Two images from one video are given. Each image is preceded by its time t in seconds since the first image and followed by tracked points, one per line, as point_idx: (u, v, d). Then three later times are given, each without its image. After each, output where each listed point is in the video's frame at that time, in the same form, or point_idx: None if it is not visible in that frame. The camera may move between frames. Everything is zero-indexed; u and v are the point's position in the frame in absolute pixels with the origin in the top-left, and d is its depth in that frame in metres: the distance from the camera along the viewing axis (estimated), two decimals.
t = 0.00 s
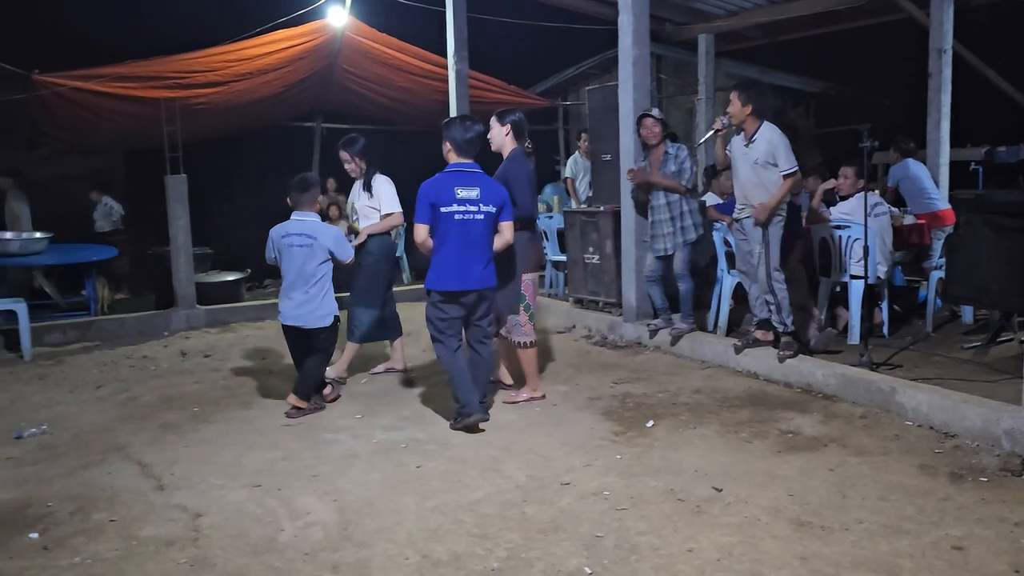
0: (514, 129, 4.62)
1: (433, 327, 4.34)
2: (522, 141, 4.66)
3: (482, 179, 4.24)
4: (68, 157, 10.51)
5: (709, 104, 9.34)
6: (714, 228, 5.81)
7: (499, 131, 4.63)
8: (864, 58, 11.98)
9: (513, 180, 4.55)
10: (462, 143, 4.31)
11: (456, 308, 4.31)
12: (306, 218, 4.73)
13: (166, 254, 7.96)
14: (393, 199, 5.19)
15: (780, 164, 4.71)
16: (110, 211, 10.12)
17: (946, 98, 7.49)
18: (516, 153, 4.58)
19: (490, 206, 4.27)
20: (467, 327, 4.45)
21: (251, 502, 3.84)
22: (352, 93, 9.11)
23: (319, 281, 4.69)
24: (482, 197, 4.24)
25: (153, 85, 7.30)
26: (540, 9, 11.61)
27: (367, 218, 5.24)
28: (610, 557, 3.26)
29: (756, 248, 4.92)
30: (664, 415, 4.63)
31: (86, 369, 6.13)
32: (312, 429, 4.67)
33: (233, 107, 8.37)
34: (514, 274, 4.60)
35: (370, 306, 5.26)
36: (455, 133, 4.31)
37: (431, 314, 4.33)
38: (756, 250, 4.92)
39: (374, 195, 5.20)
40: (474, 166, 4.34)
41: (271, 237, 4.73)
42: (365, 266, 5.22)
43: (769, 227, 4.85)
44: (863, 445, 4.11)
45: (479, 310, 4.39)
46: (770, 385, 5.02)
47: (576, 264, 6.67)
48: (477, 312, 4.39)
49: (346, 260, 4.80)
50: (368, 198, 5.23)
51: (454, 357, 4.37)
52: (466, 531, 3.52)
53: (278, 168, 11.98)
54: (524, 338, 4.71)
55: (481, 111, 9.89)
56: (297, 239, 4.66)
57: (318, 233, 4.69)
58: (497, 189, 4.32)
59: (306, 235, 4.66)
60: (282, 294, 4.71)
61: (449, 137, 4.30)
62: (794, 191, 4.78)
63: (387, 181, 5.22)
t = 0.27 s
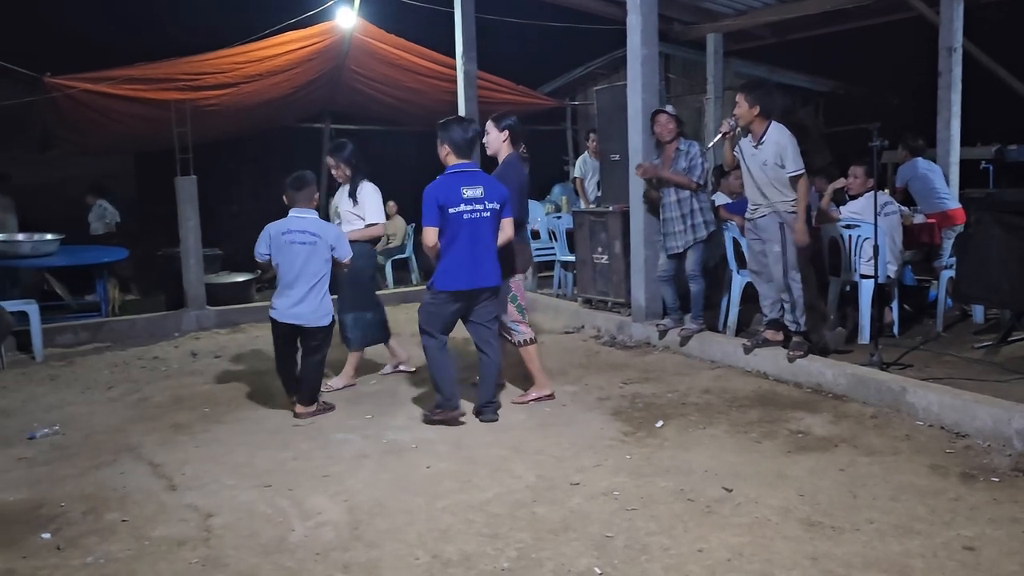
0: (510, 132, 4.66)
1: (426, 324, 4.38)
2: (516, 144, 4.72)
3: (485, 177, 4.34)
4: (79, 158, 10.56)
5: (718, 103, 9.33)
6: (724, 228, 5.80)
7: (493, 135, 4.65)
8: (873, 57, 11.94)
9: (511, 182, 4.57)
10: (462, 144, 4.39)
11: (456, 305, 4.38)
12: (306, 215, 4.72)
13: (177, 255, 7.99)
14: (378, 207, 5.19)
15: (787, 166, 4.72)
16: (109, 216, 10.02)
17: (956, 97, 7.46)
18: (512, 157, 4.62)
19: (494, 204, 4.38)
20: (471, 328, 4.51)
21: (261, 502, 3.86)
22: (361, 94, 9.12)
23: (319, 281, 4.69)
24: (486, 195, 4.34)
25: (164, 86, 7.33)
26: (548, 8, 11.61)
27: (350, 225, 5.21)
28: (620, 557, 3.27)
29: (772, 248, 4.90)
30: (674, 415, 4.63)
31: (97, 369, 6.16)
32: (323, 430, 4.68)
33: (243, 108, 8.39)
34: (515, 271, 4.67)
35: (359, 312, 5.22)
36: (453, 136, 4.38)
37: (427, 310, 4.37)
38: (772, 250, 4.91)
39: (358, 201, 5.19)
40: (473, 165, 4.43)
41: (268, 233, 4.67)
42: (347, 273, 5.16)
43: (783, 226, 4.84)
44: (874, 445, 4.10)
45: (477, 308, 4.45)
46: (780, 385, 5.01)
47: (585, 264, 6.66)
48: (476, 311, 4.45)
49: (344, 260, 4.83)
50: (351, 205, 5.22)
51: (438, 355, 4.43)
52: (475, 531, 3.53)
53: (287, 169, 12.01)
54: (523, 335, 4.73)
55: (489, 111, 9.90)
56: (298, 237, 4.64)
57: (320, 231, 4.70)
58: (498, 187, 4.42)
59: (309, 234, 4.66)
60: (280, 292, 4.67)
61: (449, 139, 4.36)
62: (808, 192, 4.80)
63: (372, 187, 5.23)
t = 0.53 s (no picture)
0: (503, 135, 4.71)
1: (423, 330, 4.42)
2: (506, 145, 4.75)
3: (467, 179, 4.37)
4: (89, 162, 10.61)
5: (726, 104, 9.32)
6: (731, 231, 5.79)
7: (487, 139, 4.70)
8: (882, 57, 11.90)
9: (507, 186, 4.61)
10: (443, 148, 4.40)
11: (451, 309, 4.39)
12: (299, 216, 4.74)
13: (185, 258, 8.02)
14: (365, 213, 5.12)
15: (801, 161, 4.73)
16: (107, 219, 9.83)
17: (965, 98, 7.43)
18: (508, 159, 4.67)
19: (480, 204, 4.40)
20: (466, 330, 4.53)
21: (269, 504, 3.87)
22: (368, 97, 9.14)
23: (318, 280, 4.70)
24: (471, 196, 4.37)
25: (173, 90, 7.37)
26: (555, 10, 11.62)
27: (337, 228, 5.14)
28: (627, 559, 3.26)
29: (783, 251, 4.86)
30: (681, 417, 4.62)
31: (107, 372, 6.18)
32: (330, 432, 4.69)
33: (251, 111, 8.42)
34: (505, 272, 4.70)
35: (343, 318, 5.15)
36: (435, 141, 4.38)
37: (422, 316, 4.40)
38: (782, 253, 4.88)
39: (347, 203, 5.11)
40: (456, 169, 4.45)
41: (262, 236, 4.62)
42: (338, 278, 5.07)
43: (793, 228, 4.82)
44: (882, 447, 4.09)
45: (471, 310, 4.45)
46: (788, 386, 4.99)
47: (593, 266, 6.65)
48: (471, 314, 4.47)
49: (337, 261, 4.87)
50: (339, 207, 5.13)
51: (436, 364, 4.44)
52: (482, 533, 3.53)
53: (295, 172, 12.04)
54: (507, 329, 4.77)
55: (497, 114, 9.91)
56: (296, 237, 4.64)
57: (316, 231, 4.74)
58: (482, 187, 4.46)
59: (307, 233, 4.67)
60: (281, 294, 4.62)
61: (430, 144, 4.36)
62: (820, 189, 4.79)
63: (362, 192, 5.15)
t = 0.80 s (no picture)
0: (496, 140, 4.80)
1: (424, 336, 4.43)
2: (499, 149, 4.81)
3: (461, 186, 4.38)
4: (101, 166, 10.68)
5: (735, 107, 9.31)
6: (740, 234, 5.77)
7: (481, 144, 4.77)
8: (892, 59, 11.85)
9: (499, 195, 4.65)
10: (440, 151, 4.41)
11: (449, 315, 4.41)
12: (284, 224, 4.68)
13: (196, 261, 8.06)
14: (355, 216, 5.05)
15: (818, 158, 4.71)
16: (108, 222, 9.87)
17: (976, 100, 7.40)
18: (500, 162, 4.73)
19: (472, 211, 4.41)
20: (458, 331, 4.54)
21: (280, 506, 3.89)
22: (378, 100, 9.17)
23: (309, 288, 4.72)
24: (463, 203, 4.39)
25: (183, 94, 7.41)
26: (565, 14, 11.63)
27: (327, 235, 5.05)
28: (636, 562, 3.26)
29: (788, 253, 4.86)
30: (691, 420, 4.62)
31: (118, 375, 6.22)
32: (340, 434, 4.71)
33: (262, 115, 8.45)
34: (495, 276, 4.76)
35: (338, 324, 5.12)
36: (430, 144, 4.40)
37: (420, 324, 4.41)
38: (787, 254, 4.87)
39: (335, 208, 5.04)
40: (452, 174, 4.47)
41: (253, 248, 4.56)
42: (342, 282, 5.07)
43: (798, 229, 4.81)
44: (893, 450, 4.07)
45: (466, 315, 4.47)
46: (797, 389, 4.98)
47: (602, 269, 6.64)
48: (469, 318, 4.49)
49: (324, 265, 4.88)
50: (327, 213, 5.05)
51: (443, 369, 4.45)
52: (491, 536, 3.54)
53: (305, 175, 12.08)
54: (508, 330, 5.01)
55: (506, 117, 9.92)
56: (286, 247, 4.61)
57: (304, 238, 4.71)
58: (476, 195, 4.47)
59: (297, 242, 4.65)
60: (275, 305, 4.59)
61: (426, 148, 4.38)
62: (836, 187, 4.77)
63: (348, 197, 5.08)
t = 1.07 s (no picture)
0: (488, 145, 4.81)
1: (431, 338, 4.46)
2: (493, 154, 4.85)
3: (460, 186, 4.42)
4: (114, 168, 10.74)
5: (746, 109, 9.29)
6: (750, 236, 5.76)
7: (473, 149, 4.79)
8: (904, 61, 11.80)
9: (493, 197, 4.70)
10: (441, 153, 4.44)
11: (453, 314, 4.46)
12: (280, 229, 4.70)
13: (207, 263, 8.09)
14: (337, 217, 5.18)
15: (828, 163, 4.70)
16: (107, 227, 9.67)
17: (988, 101, 7.37)
18: (493, 166, 4.77)
19: (470, 212, 4.45)
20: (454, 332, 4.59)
21: (290, 507, 3.90)
22: (389, 103, 9.19)
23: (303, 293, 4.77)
24: (462, 203, 4.43)
25: (195, 97, 7.45)
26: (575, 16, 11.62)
27: (309, 234, 5.16)
28: (646, 565, 3.26)
29: (794, 253, 4.86)
30: (701, 422, 4.61)
31: (130, 376, 6.25)
32: (350, 436, 4.72)
33: (273, 118, 8.49)
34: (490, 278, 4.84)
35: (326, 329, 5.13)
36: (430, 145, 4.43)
37: (427, 325, 4.43)
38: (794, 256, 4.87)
39: (319, 208, 5.16)
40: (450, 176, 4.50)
41: (256, 254, 4.54)
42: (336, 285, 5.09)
43: (806, 232, 4.81)
44: (904, 453, 4.06)
45: (465, 313, 4.53)
46: (807, 392, 4.97)
47: (613, 271, 6.64)
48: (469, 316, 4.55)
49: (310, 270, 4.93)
50: (311, 212, 5.16)
51: (454, 367, 4.48)
52: (501, 538, 3.54)
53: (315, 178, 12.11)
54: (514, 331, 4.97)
55: (516, 119, 9.93)
56: (287, 253, 4.64)
57: (300, 244, 4.75)
58: (473, 196, 4.51)
59: (297, 249, 4.68)
60: (277, 312, 4.60)
61: (427, 149, 4.41)
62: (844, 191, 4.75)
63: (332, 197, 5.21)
